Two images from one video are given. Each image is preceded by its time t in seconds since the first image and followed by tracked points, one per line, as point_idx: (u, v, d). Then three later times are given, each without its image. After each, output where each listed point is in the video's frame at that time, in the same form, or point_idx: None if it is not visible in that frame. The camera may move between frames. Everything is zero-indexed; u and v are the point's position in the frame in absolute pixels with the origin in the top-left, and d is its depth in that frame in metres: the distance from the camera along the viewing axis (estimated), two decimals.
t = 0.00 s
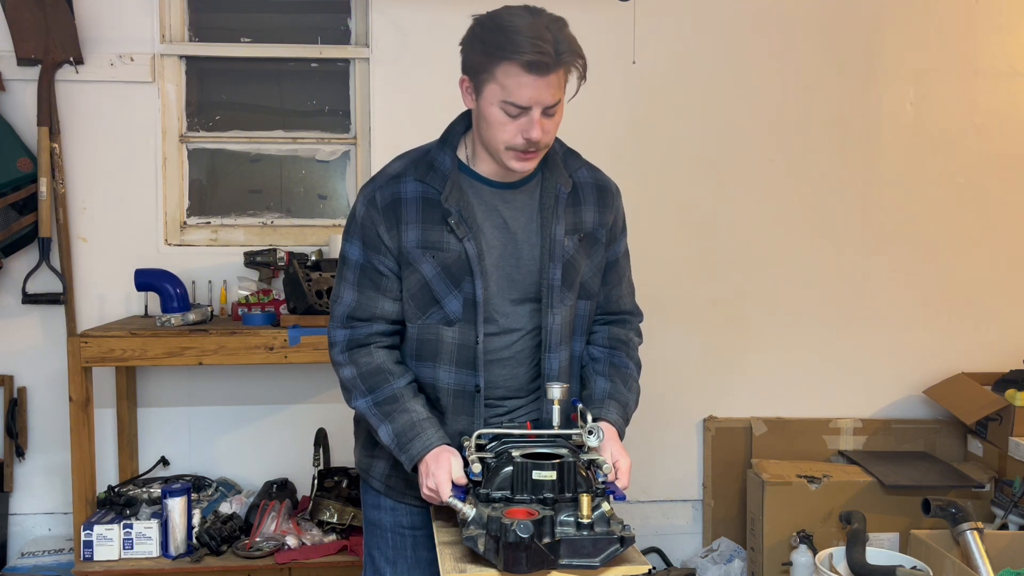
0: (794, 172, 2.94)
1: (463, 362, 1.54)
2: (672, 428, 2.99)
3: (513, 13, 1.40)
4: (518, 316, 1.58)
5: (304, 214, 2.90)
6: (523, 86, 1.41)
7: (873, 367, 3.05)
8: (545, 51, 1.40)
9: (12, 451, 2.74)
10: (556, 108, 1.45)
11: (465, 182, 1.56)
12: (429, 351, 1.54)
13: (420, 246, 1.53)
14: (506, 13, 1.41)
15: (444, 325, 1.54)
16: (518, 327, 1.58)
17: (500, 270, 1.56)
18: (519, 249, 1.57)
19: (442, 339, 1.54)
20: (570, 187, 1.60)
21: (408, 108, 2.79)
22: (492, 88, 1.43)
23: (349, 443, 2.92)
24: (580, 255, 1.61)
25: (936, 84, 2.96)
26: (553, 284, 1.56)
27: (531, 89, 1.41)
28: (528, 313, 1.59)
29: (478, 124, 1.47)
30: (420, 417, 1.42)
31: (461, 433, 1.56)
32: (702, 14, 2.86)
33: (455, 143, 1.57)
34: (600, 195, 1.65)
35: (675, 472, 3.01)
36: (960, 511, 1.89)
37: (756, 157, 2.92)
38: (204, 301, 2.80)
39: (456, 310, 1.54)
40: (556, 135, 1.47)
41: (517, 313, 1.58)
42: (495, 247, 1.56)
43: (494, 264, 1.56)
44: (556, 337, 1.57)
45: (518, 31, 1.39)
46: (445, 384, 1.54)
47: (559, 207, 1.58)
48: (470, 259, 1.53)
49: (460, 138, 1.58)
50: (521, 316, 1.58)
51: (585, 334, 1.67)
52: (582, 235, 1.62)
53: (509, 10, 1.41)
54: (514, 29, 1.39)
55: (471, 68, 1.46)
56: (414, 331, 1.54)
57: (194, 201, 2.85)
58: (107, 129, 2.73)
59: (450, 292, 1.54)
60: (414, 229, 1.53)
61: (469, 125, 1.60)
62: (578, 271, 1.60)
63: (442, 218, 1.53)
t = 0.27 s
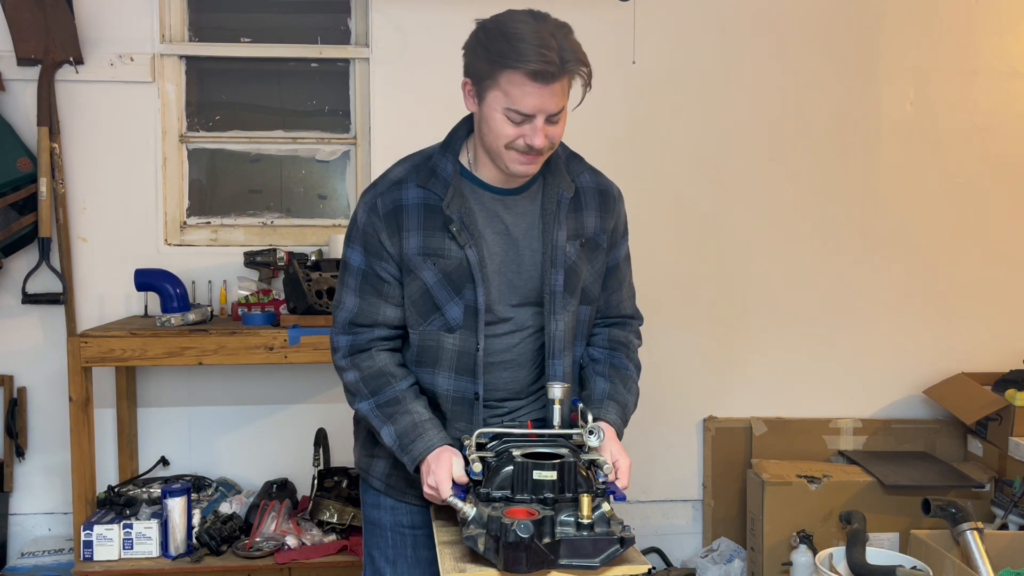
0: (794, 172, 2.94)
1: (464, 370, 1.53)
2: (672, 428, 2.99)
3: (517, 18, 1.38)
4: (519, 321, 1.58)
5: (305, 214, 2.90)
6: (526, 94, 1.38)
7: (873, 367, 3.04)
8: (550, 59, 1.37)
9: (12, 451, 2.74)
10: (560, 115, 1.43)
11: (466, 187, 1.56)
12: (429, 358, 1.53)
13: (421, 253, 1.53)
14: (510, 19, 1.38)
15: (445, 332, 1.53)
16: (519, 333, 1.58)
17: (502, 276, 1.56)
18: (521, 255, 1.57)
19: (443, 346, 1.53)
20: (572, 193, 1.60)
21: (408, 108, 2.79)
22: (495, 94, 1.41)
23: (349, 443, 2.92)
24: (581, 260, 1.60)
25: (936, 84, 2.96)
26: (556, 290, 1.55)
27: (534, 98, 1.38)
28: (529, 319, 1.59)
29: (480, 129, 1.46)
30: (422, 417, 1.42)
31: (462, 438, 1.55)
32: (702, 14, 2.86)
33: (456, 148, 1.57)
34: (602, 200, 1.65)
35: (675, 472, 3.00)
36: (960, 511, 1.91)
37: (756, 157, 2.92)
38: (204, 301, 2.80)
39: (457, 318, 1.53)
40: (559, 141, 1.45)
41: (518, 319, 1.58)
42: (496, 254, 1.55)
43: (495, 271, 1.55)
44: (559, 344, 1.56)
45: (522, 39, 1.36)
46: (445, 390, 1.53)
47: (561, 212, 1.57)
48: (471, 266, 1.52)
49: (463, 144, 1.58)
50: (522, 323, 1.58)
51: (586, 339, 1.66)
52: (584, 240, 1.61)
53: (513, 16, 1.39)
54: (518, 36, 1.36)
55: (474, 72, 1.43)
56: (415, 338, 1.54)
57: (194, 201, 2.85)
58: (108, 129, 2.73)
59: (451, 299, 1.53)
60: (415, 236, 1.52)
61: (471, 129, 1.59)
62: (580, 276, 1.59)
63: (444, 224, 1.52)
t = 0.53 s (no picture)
0: (794, 172, 2.94)
1: (465, 370, 1.53)
2: (672, 428, 2.99)
3: (520, 21, 1.37)
4: (521, 322, 1.58)
5: (305, 214, 2.90)
6: (527, 98, 1.37)
7: (873, 367, 3.04)
8: (552, 64, 1.36)
9: (12, 451, 2.74)
10: (560, 118, 1.42)
11: (467, 188, 1.55)
12: (431, 359, 1.53)
13: (422, 255, 1.53)
14: (514, 23, 1.37)
15: (447, 333, 1.53)
16: (520, 334, 1.58)
17: (503, 277, 1.55)
18: (523, 256, 1.57)
19: (444, 347, 1.53)
20: (574, 194, 1.60)
21: (408, 108, 2.79)
22: (496, 97, 1.40)
23: (348, 443, 2.92)
24: (583, 261, 1.60)
25: (936, 83, 2.96)
26: (558, 290, 1.54)
27: (535, 102, 1.37)
28: (531, 319, 1.59)
29: (480, 130, 1.45)
30: (422, 416, 1.42)
31: (462, 438, 1.55)
32: (702, 14, 2.86)
33: (457, 149, 1.57)
34: (603, 201, 1.65)
35: (675, 472, 3.00)
36: (960, 511, 1.91)
37: (755, 157, 2.92)
38: (204, 301, 2.80)
39: (459, 319, 1.53)
40: (558, 143, 1.45)
41: (519, 319, 1.58)
42: (498, 255, 1.55)
43: (497, 272, 1.55)
44: (560, 345, 1.55)
45: (524, 42, 1.35)
46: (445, 391, 1.53)
47: (562, 213, 1.57)
48: (473, 267, 1.52)
49: (465, 144, 1.58)
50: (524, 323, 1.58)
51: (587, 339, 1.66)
52: (585, 241, 1.61)
53: (516, 19, 1.38)
54: (520, 40, 1.35)
55: (476, 74, 1.42)
56: (417, 339, 1.54)
57: (194, 201, 2.85)
58: (107, 128, 2.73)
59: (453, 300, 1.53)
60: (417, 238, 1.52)
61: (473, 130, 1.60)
62: (582, 277, 1.59)
63: (446, 226, 1.52)
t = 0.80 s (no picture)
0: (794, 172, 2.94)
1: (464, 372, 1.53)
2: (672, 428, 2.99)
3: (515, 21, 1.37)
4: (520, 324, 1.58)
5: (304, 214, 2.90)
6: (523, 96, 1.38)
7: (873, 367, 3.04)
8: (547, 61, 1.36)
9: (12, 451, 2.74)
10: (556, 116, 1.42)
11: (466, 190, 1.55)
12: (430, 361, 1.53)
13: (421, 258, 1.53)
14: (509, 23, 1.37)
15: (446, 335, 1.53)
16: (520, 335, 1.58)
17: (503, 279, 1.55)
18: (522, 257, 1.56)
19: (444, 349, 1.53)
20: (572, 195, 1.59)
21: (408, 108, 2.79)
22: (492, 97, 1.40)
23: (348, 443, 2.92)
24: (582, 262, 1.60)
25: (936, 84, 2.96)
26: (557, 291, 1.54)
27: (531, 99, 1.38)
28: (530, 320, 1.59)
29: (477, 130, 1.45)
30: (420, 414, 1.42)
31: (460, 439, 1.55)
32: (702, 14, 2.86)
33: (456, 151, 1.57)
34: (600, 202, 1.65)
35: (675, 472, 3.00)
36: (960, 511, 1.91)
37: (755, 157, 2.92)
38: (204, 301, 2.80)
39: (458, 321, 1.53)
40: (556, 142, 1.45)
41: (518, 320, 1.58)
42: (497, 257, 1.55)
43: (496, 273, 1.55)
44: (559, 346, 1.55)
45: (519, 41, 1.36)
46: (443, 392, 1.53)
47: (561, 214, 1.57)
48: (472, 269, 1.51)
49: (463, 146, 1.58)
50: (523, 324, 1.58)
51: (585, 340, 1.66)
52: (583, 242, 1.61)
53: (511, 20, 1.38)
54: (515, 39, 1.36)
55: (472, 75, 1.43)
56: (416, 341, 1.54)
57: (194, 201, 2.85)
58: (107, 128, 2.73)
59: (452, 302, 1.53)
60: (416, 241, 1.52)
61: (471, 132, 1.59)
62: (580, 278, 1.59)
63: (445, 228, 1.52)
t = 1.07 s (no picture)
0: (794, 171, 2.94)
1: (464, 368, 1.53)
2: (671, 428, 2.99)
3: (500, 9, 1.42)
4: (520, 320, 1.58)
5: (304, 214, 2.90)
6: (518, 75, 1.41)
7: (873, 367, 3.04)
8: (535, 39, 1.41)
9: (12, 451, 2.74)
10: (551, 94, 1.45)
11: (466, 187, 1.55)
12: (431, 356, 1.53)
13: (422, 254, 1.53)
14: (493, 10, 1.41)
15: (446, 330, 1.53)
16: (520, 331, 1.58)
17: (502, 275, 1.56)
18: (521, 253, 1.57)
19: (444, 345, 1.53)
20: (571, 192, 1.60)
21: (408, 108, 2.79)
22: (487, 83, 1.43)
23: (348, 443, 2.92)
24: (581, 258, 1.60)
25: (936, 83, 2.96)
26: (557, 288, 1.54)
27: (525, 76, 1.41)
28: (529, 317, 1.59)
29: (476, 123, 1.47)
30: (420, 403, 1.42)
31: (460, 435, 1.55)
32: (702, 13, 2.86)
33: (456, 148, 1.57)
34: (598, 199, 1.65)
35: (675, 472, 3.00)
36: (960, 511, 1.91)
37: (755, 157, 2.92)
38: (204, 301, 2.80)
39: (458, 317, 1.53)
40: (555, 123, 1.46)
41: (518, 317, 1.58)
42: (497, 253, 1.55)
43: (496, 270, 1.55)
44: (559, 341, 1.55)
45: (506, 23, 1.40)
46: (442, 388, 1.52)
47: (559, 210, 1.57)
48: (472, 265, 1.52)
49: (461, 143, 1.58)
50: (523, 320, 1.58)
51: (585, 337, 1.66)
52: (582, 239, 1.61)
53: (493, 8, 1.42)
54: (502, 22, 1.40)
55: (464, 69, 1.46)
56: (417, 337, 1.54)
57: (194, 201, 2.85)
58: (107, 128, 2.73)
59: (453, 299, 1.53)
60: (416, 237, 1.52)
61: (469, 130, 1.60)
62: (580, 275, 1.59)
63: (445, 224, 1.52)
